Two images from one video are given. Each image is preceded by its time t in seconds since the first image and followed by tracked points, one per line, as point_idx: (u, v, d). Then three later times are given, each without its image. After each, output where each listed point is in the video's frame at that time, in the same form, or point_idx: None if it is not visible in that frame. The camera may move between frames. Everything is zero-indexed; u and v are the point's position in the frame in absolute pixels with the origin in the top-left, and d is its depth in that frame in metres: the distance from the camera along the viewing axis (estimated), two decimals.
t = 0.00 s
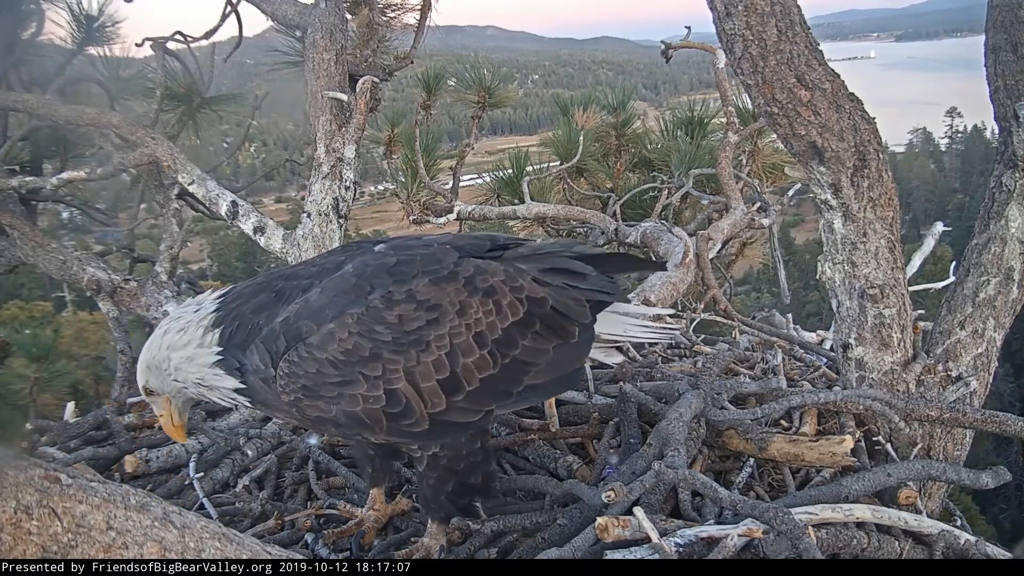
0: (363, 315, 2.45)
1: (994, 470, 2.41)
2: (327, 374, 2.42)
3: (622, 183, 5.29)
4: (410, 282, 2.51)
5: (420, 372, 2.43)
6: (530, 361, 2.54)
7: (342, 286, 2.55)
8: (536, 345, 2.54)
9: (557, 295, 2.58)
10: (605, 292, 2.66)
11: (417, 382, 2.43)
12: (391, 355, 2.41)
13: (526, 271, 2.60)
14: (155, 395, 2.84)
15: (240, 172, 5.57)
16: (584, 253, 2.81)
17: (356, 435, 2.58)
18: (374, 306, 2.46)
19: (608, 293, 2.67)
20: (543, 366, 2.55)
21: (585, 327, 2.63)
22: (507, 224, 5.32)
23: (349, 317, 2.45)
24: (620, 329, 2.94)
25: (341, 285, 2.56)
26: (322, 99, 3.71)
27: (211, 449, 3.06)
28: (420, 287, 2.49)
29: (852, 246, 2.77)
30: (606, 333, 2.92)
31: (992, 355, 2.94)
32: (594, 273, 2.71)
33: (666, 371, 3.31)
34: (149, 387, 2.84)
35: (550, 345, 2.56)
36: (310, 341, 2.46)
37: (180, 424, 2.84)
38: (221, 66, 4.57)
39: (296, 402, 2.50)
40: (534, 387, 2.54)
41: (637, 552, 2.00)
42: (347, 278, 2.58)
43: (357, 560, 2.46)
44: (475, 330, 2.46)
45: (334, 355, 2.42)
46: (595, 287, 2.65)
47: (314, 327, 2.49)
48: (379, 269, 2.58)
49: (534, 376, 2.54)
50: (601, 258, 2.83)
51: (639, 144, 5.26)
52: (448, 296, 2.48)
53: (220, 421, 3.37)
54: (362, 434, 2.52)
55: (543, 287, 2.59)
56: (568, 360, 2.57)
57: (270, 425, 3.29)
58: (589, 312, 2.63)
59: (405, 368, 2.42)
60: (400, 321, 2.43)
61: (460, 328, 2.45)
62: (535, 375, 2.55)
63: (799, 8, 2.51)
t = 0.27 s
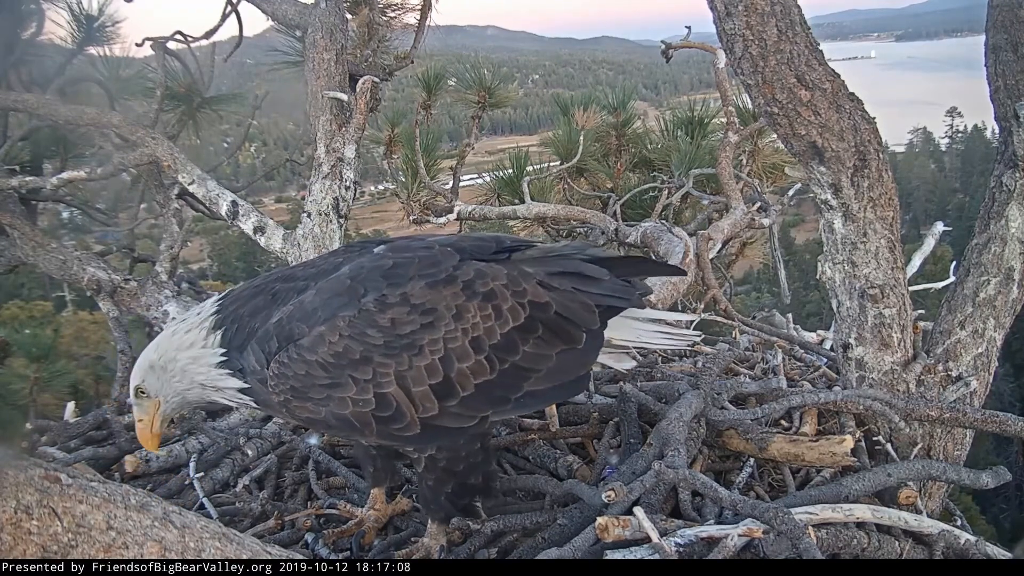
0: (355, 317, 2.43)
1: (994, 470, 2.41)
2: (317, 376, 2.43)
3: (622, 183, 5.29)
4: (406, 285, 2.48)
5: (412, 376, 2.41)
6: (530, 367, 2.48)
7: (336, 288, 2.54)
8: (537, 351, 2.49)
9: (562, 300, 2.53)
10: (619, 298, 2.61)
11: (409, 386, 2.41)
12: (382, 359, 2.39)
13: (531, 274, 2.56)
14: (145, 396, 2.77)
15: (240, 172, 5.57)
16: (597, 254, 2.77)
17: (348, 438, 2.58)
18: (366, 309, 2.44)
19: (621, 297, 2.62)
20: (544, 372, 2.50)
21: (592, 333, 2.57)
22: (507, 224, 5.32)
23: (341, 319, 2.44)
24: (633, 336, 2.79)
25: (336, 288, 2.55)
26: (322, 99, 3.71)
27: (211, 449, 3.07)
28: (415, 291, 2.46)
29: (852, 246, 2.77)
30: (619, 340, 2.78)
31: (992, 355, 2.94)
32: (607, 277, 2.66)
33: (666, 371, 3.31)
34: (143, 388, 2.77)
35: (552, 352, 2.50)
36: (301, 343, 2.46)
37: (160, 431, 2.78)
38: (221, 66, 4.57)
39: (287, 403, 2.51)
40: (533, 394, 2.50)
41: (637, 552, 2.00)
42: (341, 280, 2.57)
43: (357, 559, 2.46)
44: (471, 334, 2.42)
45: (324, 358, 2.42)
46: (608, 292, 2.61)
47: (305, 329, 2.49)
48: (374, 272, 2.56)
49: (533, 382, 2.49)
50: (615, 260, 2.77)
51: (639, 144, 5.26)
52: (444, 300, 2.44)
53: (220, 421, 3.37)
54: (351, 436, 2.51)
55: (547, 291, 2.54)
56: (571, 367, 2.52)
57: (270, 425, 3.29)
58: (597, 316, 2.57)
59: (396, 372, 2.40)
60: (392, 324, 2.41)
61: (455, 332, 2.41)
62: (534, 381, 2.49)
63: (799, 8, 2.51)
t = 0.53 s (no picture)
0: (351, 320, 2.44)
1: (994, 470, 2.42)
2: (314, 379, 2.43)
3: (622, 183, 5.28)
4: (401, 286, 2.49)
5: (409, 377, 2.40)
6: (528, 367, 2.47)
7: (332, 291, 2.55)
8: (536, 350, 2.48)
9: (560, 299, 2.53)
10: (619, 295, 2.60)
11: (406, 387, 2.40)
12: (379, 360, 2.40)
13: (529, 273, 2.56)
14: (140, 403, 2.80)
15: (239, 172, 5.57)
16: (598, 252, 2.77)
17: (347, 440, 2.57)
18: (362, 311, 2.44)
19: (621, 295, 2.61)
20: (543, 371, 2.49)
21: (591, 331, 2.56)
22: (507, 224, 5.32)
23: (337, 322, 2.45)
24: (633, 333, 2.76)
25: (331, 291, 2.56)
26: (322, 99, 3.71)
27: (212, 449, 3.07)
28: (411, 292, 2.46)
29: (852, 246, 2.77)
30: (620, 336, 2.75)
31: (992, 355, 2.94)
32: (608, 275, 2.65)
33: (666, 371, 3.31)
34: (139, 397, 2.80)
35: (551, 351, 2.49)
36: (297, 347, 2.47)
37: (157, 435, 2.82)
38: (221, 66, 4.57)
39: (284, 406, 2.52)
40: (532, 393, 2.49)
41: (637, 552, 2.00)
42: (337, 283, 2.58)
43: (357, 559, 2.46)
44: (469, 335, 2.42)
45: (321, 361, 2.43)
46: (607, 290, 2.60)
47: (302, 333, 2.50)
48: (370, 274, 2.56)
49: (532, 381, 2.48)
50: (615, 259, 2.80)
51: (639, 144, 5.26)
52: (441, 300, 2.44)
53: (220, 421, 3.38)
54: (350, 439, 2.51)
55: (546, 289, 2.54)
56: (571, 366, 2.51)
57: (271, 425, 3.30)
58: (597, 315, 2.57)
59: (393, 373, 2.40)
60: (388, 325, 2.41)
61: (453, 333, 2.41)
62: (533, 381, 2.48)
63: (799, 8, 2.52)
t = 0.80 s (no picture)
0: (341, 322, 2.45)
1: (994, 470, 2.42)
2: (304, 381, 2.44)
3: (622, 183, 5.28)
4: (392, 288, 2.49)
5: (401, 379, 2.40)
6: (523, 367, 2.46)
7: (323, 293, 2.56)
8: (531, 350, 2.47)
9: (556, 298, 2.52)
10: (619, 293, 2.59)
11: (398, 389, 2.40)
12: (370, 362, 2.40)
13: (525, 272, 2.54)
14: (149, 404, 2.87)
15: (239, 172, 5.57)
16: (601, 248, 2.77)
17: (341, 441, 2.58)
18: (352, 313, 2.45)
19: (618, 292, 2.59)
20: (538, 371, 2.48)
21: (588, 330, 2.56)
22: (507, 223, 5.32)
23: (327, 325, 2.45)
24: (632, 332, 2.75)
25: (322, 294, 2.57)
26: (322, 99, 3.71)
27: (212, 449, 3.07)
28: (402, 293, 2.46)
29: (852, 246, 2.77)
30: (620, 335, 2.73)
31: (992, 355, 2.94)
32: (607, 272, 2.64)
33: (666, 371, 3.31)
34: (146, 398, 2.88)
35: (546, 351, 2.48)
36: (287, 350, 2.49)
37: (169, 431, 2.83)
38: (221, 66, 4.57)
39: (275, 409, 2.53)
40: (527, 394, 2.48)
41: (637, 552, 2.00)
42: (326, 285, 2.58)
43: (357, 559, 2.46)
44: (461, 335, 2.41)
45: (311, 363, 2.43)
46: (606, 287, 2.58)
47: (292, 336, 2.51)
48: (360, 275, 2.57)
49: (527, 382, 2.47)
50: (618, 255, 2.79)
51: (639, 144, 5.26)
52: (432, 301, 2.44)
53: (220, 421, 3.37)
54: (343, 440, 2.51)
55: (541, 288, 2.52)
56: (566, 366, 2.50)
57: (271, 425, 3.29)
58: (595, 312, 2.55)
59: (384, 375, 2.39)
60: (379, 327, 2.41)
61: (445, 334, 2.40)
62: (529, 381, 2.47)
63: (799, 8, 2.52)
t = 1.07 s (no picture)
0: (327, 332, 2.46)
1: (994, 470, 2.42)
2: (292, 392, 2.47)
3: (622, 183, 5.28)
4: (379, 296, 2.48)
5: (390, 388, 2.40)
6: (518, 373, 2.44)
7: (310, 303, 2.59)
8: (526, 355, 2.44)
9: (554, 300, 2.48)
10: (625, 291, 2.55)
11: (385, 398, 2.40)
12: (356, 372, 2.40)
13: (522, 273, 2.51)
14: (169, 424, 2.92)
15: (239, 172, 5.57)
16: (609, 245, 2.74)
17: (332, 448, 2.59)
18: (338, 323, 2.46)
19: (626, 291, 2.55)
20: (533, 377, 2.45)
21: (590, 331, 2.52)
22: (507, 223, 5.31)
23: (313, 336, 2.47)
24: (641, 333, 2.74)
25: (310, 304, 2.59)
26: (322, 99, 3.71)
27: (212, 449, 3.08)
28: (388, 301, 2.46)
29: (852, 246, 2.77)
30: (627, 335, 2.73)
31: (992, 355, 2.94)
32: (613, 270, 2.59)
33: (666, 371, 3.31)
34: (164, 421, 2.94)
35: (542, 356, 2.45)
36: (275, 361, 2.52)
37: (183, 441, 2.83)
38: (221, 66, 4.57)
39: (265, 419, 2.56)
40: (522, 399, 2.46)
41: (637, 552, 2.00)
42: (314, 297, 2.61)
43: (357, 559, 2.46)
44: (452, 343, 2.40)
45: (297, 374, 2.46)
46: (610, 287, 2.54)
47: (279, 348, 2.55)
48: (347, 283, 2.58)
49: (521, 388, 2.45)
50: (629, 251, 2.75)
51: (639, 144, 5.26)
52: (421, 309, 2.43)
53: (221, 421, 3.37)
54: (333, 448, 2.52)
55: (538, 291, 2.49)
56: (564, 370, 2.48)
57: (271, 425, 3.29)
58: (597, 313, 2.51)
59: (370, 385, 2.40)
60: (365, 337, 2.42)
61: (434, 341, 2.39)
62: (524, 387, 2.45)
63: (799, 8, 2.52)
